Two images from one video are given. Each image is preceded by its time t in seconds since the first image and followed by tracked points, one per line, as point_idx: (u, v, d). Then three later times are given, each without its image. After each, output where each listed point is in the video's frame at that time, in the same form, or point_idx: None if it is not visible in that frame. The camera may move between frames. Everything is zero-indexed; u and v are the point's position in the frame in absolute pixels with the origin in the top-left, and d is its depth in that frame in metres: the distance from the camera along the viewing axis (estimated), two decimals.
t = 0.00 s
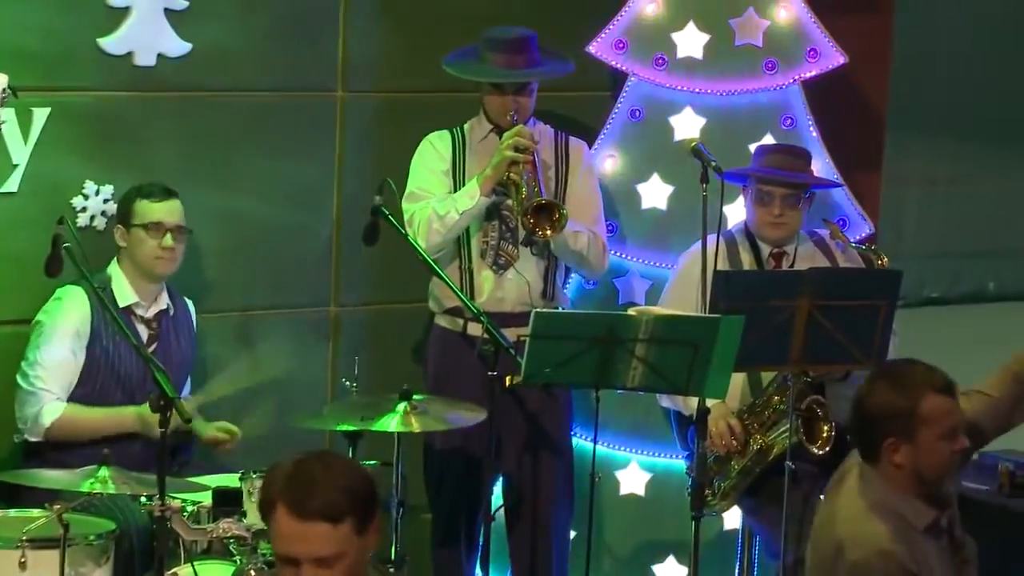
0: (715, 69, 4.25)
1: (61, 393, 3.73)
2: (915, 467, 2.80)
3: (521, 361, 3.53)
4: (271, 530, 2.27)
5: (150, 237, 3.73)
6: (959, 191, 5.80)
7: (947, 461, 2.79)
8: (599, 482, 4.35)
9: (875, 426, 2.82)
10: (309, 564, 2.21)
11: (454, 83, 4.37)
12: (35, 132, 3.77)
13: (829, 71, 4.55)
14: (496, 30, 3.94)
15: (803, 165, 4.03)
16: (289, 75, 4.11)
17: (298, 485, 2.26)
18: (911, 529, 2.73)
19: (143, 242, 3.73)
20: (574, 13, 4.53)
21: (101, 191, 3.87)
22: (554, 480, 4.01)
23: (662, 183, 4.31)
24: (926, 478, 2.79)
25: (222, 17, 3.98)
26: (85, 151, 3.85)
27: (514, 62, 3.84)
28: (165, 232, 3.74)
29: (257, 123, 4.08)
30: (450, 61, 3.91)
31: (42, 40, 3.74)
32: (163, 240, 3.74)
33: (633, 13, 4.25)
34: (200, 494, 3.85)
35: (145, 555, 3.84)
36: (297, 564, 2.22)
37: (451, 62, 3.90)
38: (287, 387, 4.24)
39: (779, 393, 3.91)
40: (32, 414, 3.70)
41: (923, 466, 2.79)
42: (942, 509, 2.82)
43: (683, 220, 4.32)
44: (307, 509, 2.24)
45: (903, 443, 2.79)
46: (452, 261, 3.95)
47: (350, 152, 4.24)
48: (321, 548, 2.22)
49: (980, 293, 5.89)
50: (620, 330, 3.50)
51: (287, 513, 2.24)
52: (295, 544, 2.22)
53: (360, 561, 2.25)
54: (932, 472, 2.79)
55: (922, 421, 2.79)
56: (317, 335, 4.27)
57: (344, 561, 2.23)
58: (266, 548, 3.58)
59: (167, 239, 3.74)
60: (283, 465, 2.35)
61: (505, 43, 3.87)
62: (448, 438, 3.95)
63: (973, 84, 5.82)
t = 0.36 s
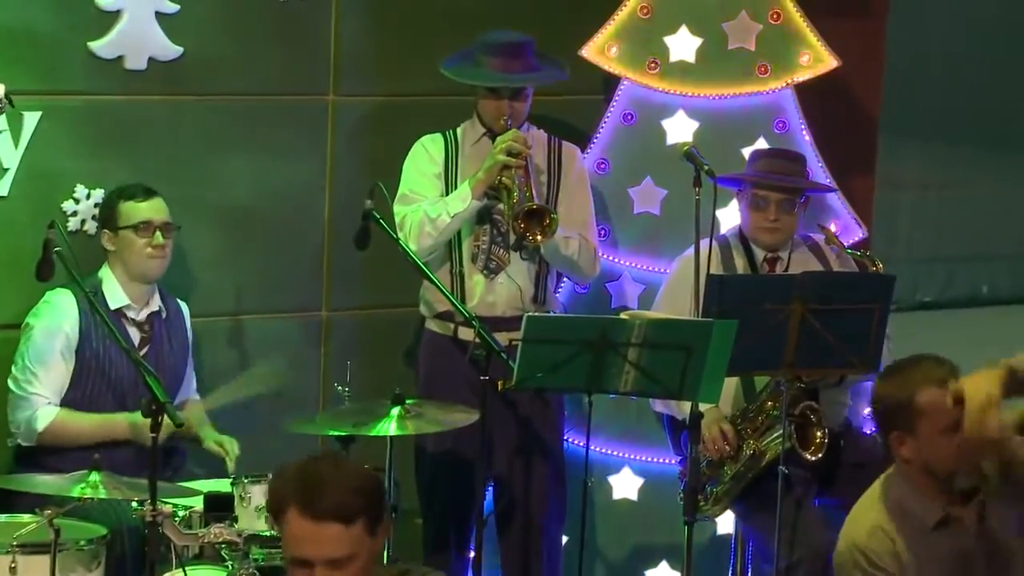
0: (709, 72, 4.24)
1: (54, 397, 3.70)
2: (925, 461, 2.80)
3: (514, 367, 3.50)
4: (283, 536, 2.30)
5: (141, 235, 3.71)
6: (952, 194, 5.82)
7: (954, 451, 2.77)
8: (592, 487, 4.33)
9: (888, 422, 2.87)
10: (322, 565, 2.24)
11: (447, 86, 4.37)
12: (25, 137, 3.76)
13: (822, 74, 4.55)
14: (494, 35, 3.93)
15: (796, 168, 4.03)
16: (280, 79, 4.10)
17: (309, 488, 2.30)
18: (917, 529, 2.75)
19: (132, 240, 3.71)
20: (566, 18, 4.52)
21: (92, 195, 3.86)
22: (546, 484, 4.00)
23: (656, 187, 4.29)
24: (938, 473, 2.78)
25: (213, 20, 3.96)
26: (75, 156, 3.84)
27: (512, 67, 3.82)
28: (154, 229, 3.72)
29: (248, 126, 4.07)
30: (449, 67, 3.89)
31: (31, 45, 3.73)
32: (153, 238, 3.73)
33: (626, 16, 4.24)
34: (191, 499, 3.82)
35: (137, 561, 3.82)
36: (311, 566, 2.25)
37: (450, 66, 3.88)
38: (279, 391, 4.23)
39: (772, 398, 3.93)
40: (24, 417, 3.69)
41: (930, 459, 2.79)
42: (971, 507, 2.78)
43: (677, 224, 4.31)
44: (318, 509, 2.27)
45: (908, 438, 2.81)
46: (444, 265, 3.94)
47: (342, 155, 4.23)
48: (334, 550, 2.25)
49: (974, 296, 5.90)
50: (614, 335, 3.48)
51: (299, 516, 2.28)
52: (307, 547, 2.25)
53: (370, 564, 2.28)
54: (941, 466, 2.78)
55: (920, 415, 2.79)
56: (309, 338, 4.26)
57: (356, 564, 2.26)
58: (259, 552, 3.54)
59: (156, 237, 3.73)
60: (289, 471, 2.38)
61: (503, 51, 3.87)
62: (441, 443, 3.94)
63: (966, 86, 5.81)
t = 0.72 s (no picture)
0: (706, 75, 4.23)
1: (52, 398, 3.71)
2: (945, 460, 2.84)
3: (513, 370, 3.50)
4: (334, 547, 2.00)
5: (122, 245, 3.71)
6: (949, 197, 5.88)
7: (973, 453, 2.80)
8: (591, 489, 4.33)
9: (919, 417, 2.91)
10: (383, 568, 1.93)
11: (445, 89, 4.37)
12: (23, 139, 3.75)
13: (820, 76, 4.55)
14: (496, 38, 3.93)
15: (795, 172, 4.03)
16: (279, 82, 4.10)
17: (364, 491, 2.04)
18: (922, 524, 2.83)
19: (116, 250, 3.71)
20: (564, 21, 4.52)
21: (90, 198, 3.85)
22: (544, 486, 4.00)
23: (653, 189, 4.30)
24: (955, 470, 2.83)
25: (212, 23, 3.96)
26: (74, 158, 3.83)
27: (512, 71, 3.83)
28: (134, 239, 3.70)
29: (246, 129, 4.07)
30: (447, 67, 3.89)
31: (30, 46, 3.72)
32: (133, 248, 3.71)
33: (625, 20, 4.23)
34: (189, 502, 3.80)
35: (135, 564, 3.81)
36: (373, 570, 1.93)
37: (448, 68, 3.88)
38: (277, 394, 4.23)
39: (772, 401, 3.91)
40: (24, 420, 3.69)
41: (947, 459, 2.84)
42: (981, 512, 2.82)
43: (674, 226, 4.32)
44: (374, 510, 2.01)
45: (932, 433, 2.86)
46: (443, 268, 3.93)
47: (340, 158, 4.23)
48: (393, 554, 1.95)
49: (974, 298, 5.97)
50: (614, 338, 3.48)
51: (360, 516, 2.00)
52: (363, 551, 1.95)
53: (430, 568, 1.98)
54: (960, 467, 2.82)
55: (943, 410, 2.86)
56: (307, 341, 4.26)
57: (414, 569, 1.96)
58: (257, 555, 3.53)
59: (136, 246, 3.70)
60: (336, 484, 2.12)
61: (503, 52, 3.87)
62: (439, 446, 3.94)
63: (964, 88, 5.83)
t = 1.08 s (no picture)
0: (708, 74, 4.26)
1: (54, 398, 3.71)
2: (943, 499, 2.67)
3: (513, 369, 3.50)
4: (320, 550, 2.00)
5: (109, 233, 3.73)
6: (948, 196, 6.22)
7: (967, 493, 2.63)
8: (592, 488, 4.34)
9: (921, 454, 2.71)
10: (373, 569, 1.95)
11: (447, 89, 4.37)
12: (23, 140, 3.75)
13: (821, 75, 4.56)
14: (489, 36, 3.94)
15: (795, 172, 4.02)
16: (280, 82, 4.10)
17: (350, 496, 2.03)
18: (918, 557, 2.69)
19: (105, 239, 3.74)
20: (566, 21, 4.52)
21: (91, 198, 3.85)
22: (545, 486, 4.00)
23: (654, 189, 4.30)
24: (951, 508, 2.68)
25: (213, 23, 3.96)
26: (74, 158, 3.83)
27: (504, 71, 3.84)
28: (120, 226, 3.72)
29: (247, 128, 4.07)
30: (443, 70, 3.91)
31: (31, 47, 3.72)
32: (120, 235, 3.72)
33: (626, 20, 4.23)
34: (191, 502, 3.80)
35: (136, 563, 3.81)
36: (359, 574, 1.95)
37: (446, 69, 3.90)
38: (278, 393, 4.23)
39: (772, 402, 3.91)
40: (26, 420, 3.69)
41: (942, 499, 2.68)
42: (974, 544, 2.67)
43: (676, 225, 4.32)
44: (362, 512, 2.00)
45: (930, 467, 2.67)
46: (443, 268, 3.93)
47: (341, 158, 4.23)
48: (381, 556, 1.96)
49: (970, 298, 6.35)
50: (614, 337, 3.48)
51: (347, 520, 2.00)
52: (350, 554, 1.96)
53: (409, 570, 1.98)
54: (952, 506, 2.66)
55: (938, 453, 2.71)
56: (307, 340, 4.26)
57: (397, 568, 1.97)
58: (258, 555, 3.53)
59: (121, 233, 3.71)
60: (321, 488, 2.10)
61: (495, 53, 3.87)
62: (440, 445, 3.94)
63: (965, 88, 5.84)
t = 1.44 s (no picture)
0: (711, 70, 4.26)
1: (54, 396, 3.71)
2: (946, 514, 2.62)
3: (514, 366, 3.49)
4: (278, 552, 2.16)
5: (114, 242, 3.72)
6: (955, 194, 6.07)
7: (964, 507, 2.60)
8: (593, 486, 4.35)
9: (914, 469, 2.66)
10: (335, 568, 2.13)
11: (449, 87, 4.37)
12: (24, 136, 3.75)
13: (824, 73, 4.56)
14: (493, 34, 3.93)
15: (798, 168, 4.02)
16: (282, 79, 4.10)
17: (303, 496, 2.19)
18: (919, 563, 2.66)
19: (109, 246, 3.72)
20: (569, 19, 4.53)
21: (93, 194, 3.85)
22: (546, 483, 4.00)
23: (655, 186, 4.30)
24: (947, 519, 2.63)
25: (214, 20, 3.96)
26: (76, 155, 3.83)
27: (510, 67, 3.83)
28: (125, 237, 3.70)
29: (248, 125, 4.07)
30: (448, 66, 3.91)
31: (31, 44, 3.72)
32: (123, 246, 3.71)
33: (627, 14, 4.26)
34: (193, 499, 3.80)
35: (137, 559, 3.80)
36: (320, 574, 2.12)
37: (449, 66, 3.90)
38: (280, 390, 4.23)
39: (773, 398, 3.90)
40: (26, 417, 3.68)
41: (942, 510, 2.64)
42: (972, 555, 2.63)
43: (677, 222, 4.32)
44: (318, 511, 2.16)
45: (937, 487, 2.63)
46: (445, 264, 3.93)
47: (343, 155, 4.23)
48: (339, 554, 2.14)
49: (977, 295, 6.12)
50: (615, 335, 3.47)
51: (303, 520, 2.15)
52: (310, 554, 2.13)
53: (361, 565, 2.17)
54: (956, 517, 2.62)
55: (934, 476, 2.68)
56: (309, 338, 4.26)
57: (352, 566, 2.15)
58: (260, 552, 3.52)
59: (125, 245, 3.70)
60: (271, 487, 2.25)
61: (501, 50, 3.87)
62: (442, 442, 3.94)
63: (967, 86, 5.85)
